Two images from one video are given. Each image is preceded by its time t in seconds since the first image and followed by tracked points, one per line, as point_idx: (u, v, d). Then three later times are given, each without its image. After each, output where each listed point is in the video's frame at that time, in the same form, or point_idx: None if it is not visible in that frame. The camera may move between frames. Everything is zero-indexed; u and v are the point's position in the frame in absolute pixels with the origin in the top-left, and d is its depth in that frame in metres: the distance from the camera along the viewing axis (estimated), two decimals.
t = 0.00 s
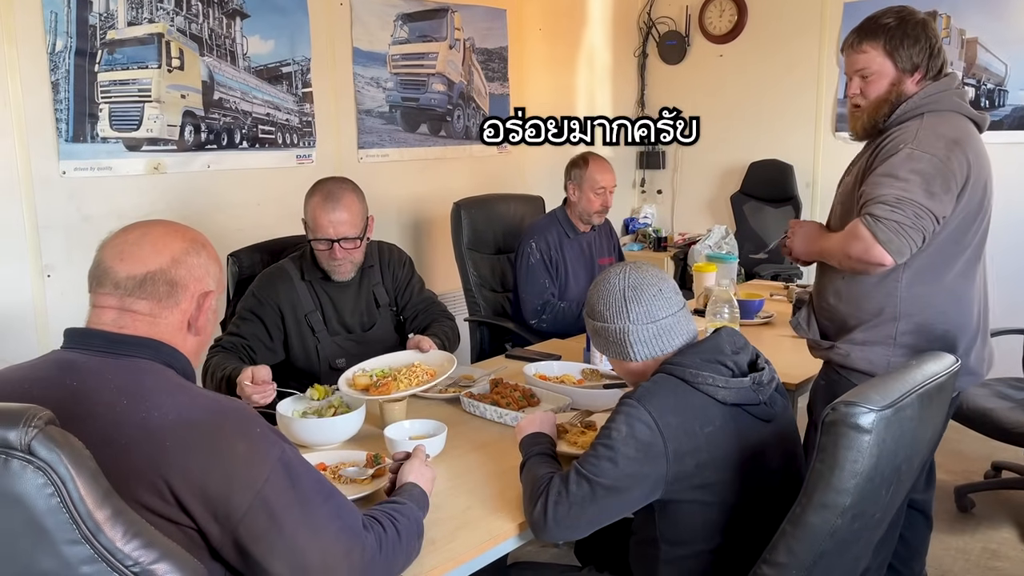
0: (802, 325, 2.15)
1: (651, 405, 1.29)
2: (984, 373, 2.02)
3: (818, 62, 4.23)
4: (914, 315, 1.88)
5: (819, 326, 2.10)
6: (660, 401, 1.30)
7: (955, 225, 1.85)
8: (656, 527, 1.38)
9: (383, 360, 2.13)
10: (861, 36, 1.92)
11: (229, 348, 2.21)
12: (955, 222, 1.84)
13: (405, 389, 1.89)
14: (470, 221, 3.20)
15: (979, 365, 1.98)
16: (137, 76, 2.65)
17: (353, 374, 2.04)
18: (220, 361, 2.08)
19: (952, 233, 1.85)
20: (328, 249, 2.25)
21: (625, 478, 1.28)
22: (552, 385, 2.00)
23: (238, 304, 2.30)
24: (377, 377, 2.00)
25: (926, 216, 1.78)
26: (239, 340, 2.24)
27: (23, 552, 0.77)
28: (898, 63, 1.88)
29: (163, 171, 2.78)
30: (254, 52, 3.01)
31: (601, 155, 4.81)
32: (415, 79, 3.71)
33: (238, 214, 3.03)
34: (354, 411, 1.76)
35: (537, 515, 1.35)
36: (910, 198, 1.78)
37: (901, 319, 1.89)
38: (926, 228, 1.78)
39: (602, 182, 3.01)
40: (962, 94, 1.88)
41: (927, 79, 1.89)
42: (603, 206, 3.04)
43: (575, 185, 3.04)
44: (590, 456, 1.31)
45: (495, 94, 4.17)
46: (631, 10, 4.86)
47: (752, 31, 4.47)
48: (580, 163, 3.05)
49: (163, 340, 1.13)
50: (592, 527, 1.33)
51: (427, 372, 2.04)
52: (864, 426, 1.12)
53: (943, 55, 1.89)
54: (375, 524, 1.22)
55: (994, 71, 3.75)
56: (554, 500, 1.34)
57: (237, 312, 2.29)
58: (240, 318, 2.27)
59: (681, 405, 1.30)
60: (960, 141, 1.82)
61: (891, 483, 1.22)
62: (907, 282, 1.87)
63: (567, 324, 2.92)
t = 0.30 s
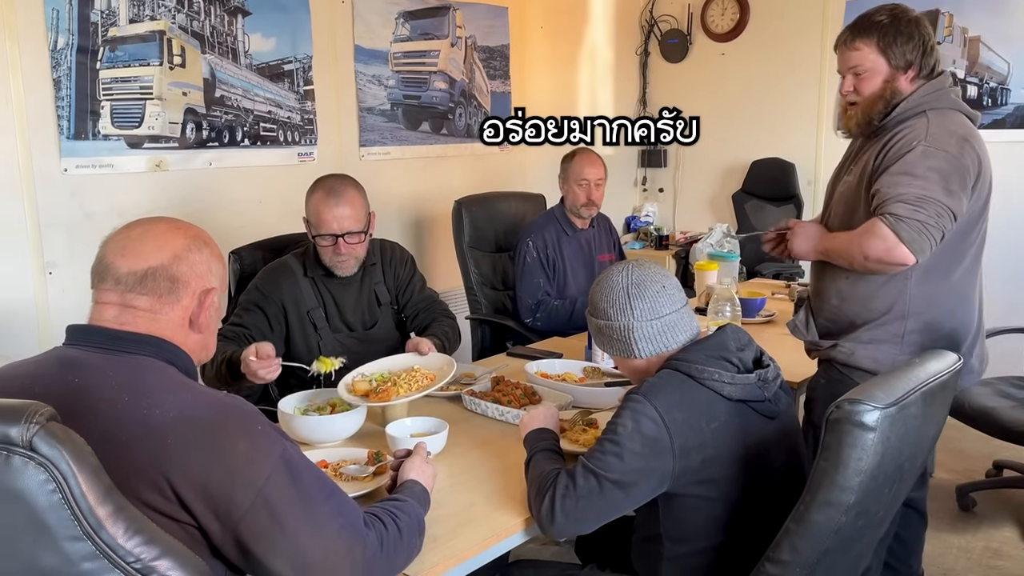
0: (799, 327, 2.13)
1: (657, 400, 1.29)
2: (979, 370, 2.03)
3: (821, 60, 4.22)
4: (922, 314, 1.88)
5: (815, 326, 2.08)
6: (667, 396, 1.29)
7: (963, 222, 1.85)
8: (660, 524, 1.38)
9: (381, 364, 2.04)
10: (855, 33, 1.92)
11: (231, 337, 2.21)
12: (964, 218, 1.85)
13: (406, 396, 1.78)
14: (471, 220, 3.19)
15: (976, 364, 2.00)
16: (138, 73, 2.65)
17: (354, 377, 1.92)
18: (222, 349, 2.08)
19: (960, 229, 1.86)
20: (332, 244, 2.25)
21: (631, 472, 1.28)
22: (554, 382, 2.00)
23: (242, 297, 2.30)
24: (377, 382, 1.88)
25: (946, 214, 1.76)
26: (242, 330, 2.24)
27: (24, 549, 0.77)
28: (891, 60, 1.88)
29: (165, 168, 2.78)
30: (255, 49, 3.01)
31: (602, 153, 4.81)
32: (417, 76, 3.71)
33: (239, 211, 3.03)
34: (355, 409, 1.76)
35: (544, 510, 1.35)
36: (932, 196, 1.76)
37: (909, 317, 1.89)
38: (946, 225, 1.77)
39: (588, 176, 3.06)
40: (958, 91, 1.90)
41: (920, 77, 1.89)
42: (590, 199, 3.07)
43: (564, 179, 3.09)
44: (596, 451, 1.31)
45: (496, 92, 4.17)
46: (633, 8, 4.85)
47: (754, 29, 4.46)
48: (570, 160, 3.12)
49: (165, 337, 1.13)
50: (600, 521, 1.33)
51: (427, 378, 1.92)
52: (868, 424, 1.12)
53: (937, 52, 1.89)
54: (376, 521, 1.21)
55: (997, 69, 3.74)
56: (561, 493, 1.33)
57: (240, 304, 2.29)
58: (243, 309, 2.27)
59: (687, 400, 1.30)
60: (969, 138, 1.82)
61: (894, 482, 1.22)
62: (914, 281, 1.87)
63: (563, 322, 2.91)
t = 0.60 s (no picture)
0: (781, 328, 2.14)
1: (659, 397, 1.29)
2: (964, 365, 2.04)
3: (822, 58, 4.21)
4: (894, 316, 1.86)
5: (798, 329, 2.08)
6: (668, 394, 1.29)
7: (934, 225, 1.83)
8: (662, 522, 1.38)
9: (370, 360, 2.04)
10: (828, 31, 1.93)
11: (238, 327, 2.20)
12: (937, 221, 1.83)
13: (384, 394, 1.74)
14: (471, 218, 3.19)
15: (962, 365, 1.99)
16: (139, 70, 2.65)
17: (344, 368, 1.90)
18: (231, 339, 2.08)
19: (933, 232, 1.84)
20: (335, 241, 2.25)
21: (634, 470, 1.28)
22: (555, 381, 2.00)
23: (245, 290, 2.31)
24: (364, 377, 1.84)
25: (915, 221, 1.75)
26: (250, 322, 2.23)
27: (26, 545, 0.77)
28: (862, 58, 1.87)
29: (166, 165, 2.78)
30: (256, 46, 3.01)
31: (603, 151, 4.81)
32: (418, 74, 3.71)
33: (240, 209, 3.03)
34: (356, 407, 1.76)
35: (546, 509, 1.34)
36: (898, 202, 1.75)
37: (881, 320, 1.87)
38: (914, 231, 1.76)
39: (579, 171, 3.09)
40: (934, 90, 1.87)
41: (893, 75, 1.87)
42: (581, 195, 3.09)
43: (559, 176, 3.14)
44: (598, 450, 1.31)
45: (498, 90, 4.16)
46: (635, 6, 4.84)
47: (755, 27, 4.44)
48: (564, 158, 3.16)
49: (166, 335, 1.13)
50: (602, 519, 1.33)
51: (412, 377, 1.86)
52: (871, 422, 1.12)
53: (912, 49, 1.87)
54: (377, 519, 1.21)
55: (998, 67, 3.74)
56: (563, 491, 1.33)
57: (243, 297, 2.30)
58: (248, 302, 2.27)
59: (689, 398, 1.30)
60: (940, 141, 1.80)
61: (897, 480, 1.22)
62: (884, 284, 1.85)
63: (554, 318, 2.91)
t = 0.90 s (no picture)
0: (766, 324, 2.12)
1: (656, 396, 1.29)
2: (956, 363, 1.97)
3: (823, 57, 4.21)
4: (858, 319, 1.79)
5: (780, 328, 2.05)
6: (664, 393, 1.29)
7: (895, 227, 1.75)
8: (660, 520, 1.38)
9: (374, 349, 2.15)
10: (803, 26, 1.88)
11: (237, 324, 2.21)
12: (894, 224, 1.74)
13: (380, 381, 1.87)
14: (471, 216, 3.19)
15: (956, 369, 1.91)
16: (139, 68, 2.65)
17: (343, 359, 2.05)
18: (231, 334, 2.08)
19: (896, 234, 1.75)
20: (335, 239, 2.25)
21: (632, 469, 1.27)
22: (555, 379, 2.00)
23: (244, 289, 2.31)
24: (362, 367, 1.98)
25: (856, 227, 1.69)
26: (248, 319, 2.24)
27: (26, 544, 0.77)
28: (836, 55, 1.82)
29: (166, 163, 2.78)
30: (257, 44, 3.01)
31: (604, 149, 4.82)
32: (418, 72, 3.71)
33: (240, 207, 3.03)
34: (356, 405, 1.76)
35: (544, 508, 1.35)
36: (840, 208, 1.70)
37: (848, 323, 1.81)
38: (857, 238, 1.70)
39: (575, 169, 3.11)
40: (906, 87, 1.79)
41: (868, 72, 1.81)
42: (575, 192, 3.10)
43: (554, 174, 3.16)
44: (596, 449, 1.31)
45: (498, 88, 4.16)
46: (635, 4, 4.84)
47: (756, 25, 4.43)
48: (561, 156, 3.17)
49: (164, 332, 1.13)
50: (599, 519, 1.33)
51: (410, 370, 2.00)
52: (870, 420, 1.12)
53: (889, 44, 1.81)
54: (376, 517, 1.21)
55: (999, 66, 3.74)
56: (561, 492, 1.33)
57: (242, 296, 2.30)
58: (247, 300, 2.27)
59: (685, 396, 1.30)
60: (892, 144, 1.72)
61: (896, 478, 1.22)
62: (848, 286, 1.78)
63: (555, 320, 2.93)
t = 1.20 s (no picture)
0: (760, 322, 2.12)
1: (655, 395, 1.29)
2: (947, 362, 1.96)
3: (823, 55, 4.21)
4: (838, 319, 1.79)
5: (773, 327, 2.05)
6: (664, 391, 1.29)
7: (873, 230, 1.73)
8: (660, 519, 1.38)
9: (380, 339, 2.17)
10: (792, 25, 1.86)
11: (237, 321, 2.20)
12: (872, 228, 1.73)
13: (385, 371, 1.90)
14: (471, 214, 3.19)
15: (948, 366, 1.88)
16: (139, 66, 2.65)
17: (346, 346, 2.09)
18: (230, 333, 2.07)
19: (877, 237, 1.74)
20: (333, 235, 2.25)
21: (631, 467, 1.27)
22: (555, 378, 2.00)
23: (245, 287, 2.31)
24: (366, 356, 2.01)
25: (824, 235, 1.68)
26: (248, 317, 2.24)
27: (24, 542, 0.77)
28: (824, 54, 1.81)
29: (166, 161, 2.78)
30: (256, 42, 3.00)
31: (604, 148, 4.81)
32: (418, 70, 3.70)
33: (240, 205, 3.03)
34: (355, 403, 1.76)
35: (542, 505, 1.35)
36: (813, 213, 1.68)
37: (827, 324, 1.81)
38: (824, 242, 1.69)
39: (574, 166, 3.12)
40: (892, 88, 1.78)
41: (857, 70, 1.79)
42: (575, 189, 3.11)
43: (555, 172, 3.18)
44: (595, 446, 1.31)
45: (498, 86, 4.16)
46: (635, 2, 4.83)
47: (756, 23, 4.42)
48: (563, 155, 3.19)
49: (162, 331, 1.13)
50: (598, 517, 1.33)
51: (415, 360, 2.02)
52: (870, 419, 1.11)
53: (878, 42, 1.79)
54: (376, 516, 1.21)
55: (999, 64, 3.73)
56: (559, 490, 1.33)
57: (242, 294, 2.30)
58: (247, 298, 2.27)
59: (684, 394, 1.30)
60: (869, 149, 1.70)
61: (896, 477, 1.22)
62: (828, 287, 1.77)
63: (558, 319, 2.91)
